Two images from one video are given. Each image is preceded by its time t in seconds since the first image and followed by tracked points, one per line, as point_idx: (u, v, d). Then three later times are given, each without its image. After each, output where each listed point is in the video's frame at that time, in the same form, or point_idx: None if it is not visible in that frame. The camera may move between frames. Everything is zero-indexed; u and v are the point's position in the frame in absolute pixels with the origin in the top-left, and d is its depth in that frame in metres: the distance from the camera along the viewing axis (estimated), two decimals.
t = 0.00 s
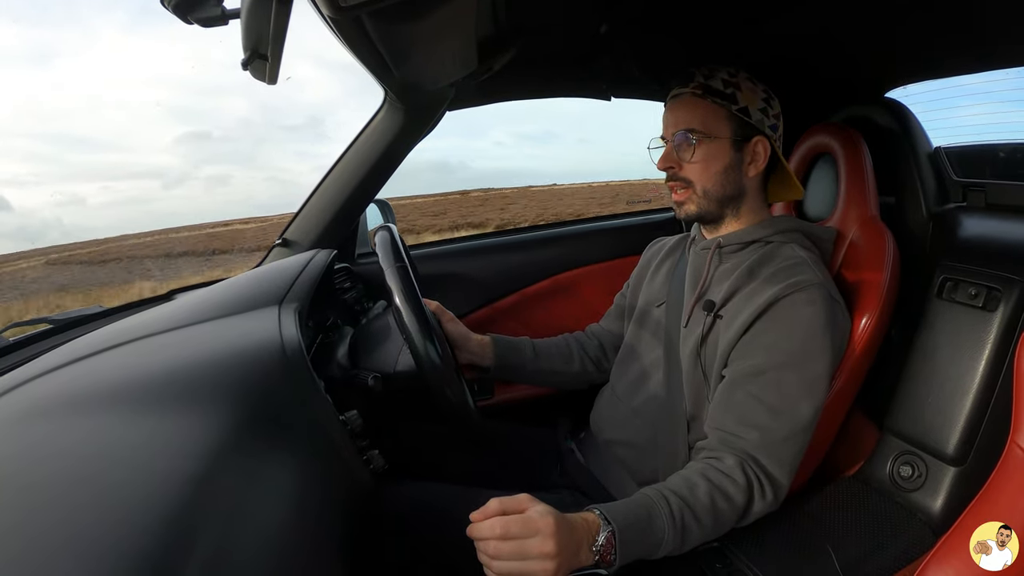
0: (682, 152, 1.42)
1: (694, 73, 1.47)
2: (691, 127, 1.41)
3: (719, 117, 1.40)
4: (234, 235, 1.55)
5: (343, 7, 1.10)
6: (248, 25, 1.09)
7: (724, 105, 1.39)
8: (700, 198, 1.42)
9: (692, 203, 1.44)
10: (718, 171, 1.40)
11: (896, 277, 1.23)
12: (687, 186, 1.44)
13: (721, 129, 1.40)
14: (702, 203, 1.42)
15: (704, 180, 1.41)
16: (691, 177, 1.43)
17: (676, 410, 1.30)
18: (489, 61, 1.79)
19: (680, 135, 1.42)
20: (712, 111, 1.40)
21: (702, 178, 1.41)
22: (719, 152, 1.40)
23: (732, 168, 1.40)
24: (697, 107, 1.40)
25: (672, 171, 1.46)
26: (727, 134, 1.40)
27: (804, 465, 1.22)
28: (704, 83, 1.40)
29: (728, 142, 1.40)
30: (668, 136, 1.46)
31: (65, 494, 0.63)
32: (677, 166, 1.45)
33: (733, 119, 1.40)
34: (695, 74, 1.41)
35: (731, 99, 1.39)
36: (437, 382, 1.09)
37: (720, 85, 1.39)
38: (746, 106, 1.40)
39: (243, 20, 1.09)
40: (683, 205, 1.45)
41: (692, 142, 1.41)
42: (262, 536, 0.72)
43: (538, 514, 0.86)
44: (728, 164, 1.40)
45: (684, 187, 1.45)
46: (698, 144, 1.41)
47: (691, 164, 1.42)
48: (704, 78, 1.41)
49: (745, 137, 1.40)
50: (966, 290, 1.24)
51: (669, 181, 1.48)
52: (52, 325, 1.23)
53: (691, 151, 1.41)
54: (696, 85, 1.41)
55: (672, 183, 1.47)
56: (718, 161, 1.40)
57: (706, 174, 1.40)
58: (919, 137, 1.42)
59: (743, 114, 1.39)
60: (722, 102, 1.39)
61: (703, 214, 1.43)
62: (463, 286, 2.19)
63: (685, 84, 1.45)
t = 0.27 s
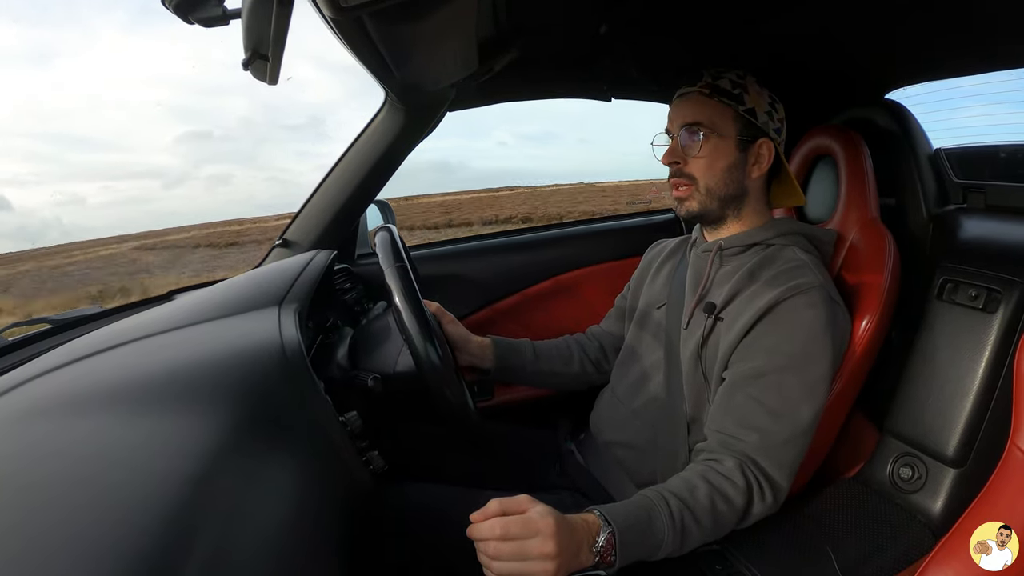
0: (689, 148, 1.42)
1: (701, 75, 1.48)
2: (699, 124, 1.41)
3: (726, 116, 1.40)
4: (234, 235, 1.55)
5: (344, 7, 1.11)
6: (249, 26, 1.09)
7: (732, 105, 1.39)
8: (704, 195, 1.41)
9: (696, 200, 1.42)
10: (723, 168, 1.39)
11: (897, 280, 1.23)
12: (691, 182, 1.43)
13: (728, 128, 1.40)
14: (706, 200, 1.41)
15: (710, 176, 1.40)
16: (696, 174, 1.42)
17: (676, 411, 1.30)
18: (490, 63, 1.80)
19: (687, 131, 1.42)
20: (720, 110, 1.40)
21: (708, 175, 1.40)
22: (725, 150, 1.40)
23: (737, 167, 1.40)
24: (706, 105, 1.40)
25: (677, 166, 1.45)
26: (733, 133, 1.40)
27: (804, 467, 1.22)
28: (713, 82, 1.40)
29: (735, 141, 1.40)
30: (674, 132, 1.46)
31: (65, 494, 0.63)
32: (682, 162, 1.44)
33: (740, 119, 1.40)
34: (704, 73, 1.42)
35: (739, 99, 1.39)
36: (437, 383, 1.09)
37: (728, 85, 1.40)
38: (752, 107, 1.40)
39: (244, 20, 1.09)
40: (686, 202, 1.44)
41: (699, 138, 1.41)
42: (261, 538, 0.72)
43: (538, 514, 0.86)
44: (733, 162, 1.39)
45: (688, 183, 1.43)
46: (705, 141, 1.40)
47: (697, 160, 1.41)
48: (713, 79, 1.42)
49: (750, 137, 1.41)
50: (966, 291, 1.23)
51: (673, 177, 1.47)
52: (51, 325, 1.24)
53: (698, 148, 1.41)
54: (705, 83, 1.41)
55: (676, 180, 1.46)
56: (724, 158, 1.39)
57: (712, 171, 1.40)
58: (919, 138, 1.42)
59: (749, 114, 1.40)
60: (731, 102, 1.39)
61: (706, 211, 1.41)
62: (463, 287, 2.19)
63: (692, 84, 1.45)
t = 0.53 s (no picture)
0: (726, 154, 1.39)
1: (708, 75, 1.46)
2: (733, 130, 1.39)
3: (753, 121, 1.41)
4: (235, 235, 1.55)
5: (344, 7, 1.11)
6: (249, 25, 1.09)
7: (758, 110, 1.41)
8: (744, 201, 1.40)
9: (737, 207, 1.40)
10: (757, 174, 1.41)
11: (896, 278, 1.23)
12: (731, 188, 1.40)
13: (755, 133, 1.41)
14: (745, 206, 1.40)
15: (748, 182, 1.40)
16: (737, 181, 1.39)
17: (676, 411, 1.30)
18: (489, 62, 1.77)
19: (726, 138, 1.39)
20: (748, 115, 1.41)
21: (747, 181, 1.40)
22: (756, 155, 1.41)
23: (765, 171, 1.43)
24: (738, 110, 1.40)
25: (716, 174, 1.40)
26: (760, 138, 1.42)
27: (803, 466, 1.22)
28: (741, 86, 1.39)
29: (762, 146, 1.42)
30: (708, 139, 1.41)
31: (66, 494, 0.63)
32: (722, 170, 1.40)
33: (762, 124, 1.43)
34: (731, 76, 1.40)
35: (761, 104, 1.42)
36: (437, 383, 1.09)
37: (752, 89, 1.41)
38: (768, 112, 1.44)
39: (244, 20, 1.09)
40: (728, 210, 1.40)
41: (736, 144, 1.39)
42: (260, 537, 0.72)
43: (539, 514, 0.86)
44: (762, 167, 1.42)
45: (728, 191, 1.40)
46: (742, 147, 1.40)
47: (737, 166, 1.39)
48: (737, 82, 1.40)
49: (770, 142, 1.45)
50: (966, 291, 1.24)
51: (705, 184, 1.42)
52: (51, 325, 1.23)
53: (737, 154, 1.39)
54: (733, 88, 1.39)
55: (713, 188, 1.41)
56: (756, 164, 1.41)
57: (750, 177, 1.40)
58: (917, 134, 1.42)
59: (768, 119, 1.43)
60: (757, 107, 1.41)
61: (745, 217, 1.41)
62: (462, 286, 2.20)
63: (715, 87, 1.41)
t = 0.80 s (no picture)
0: (722, 149, 1.39)
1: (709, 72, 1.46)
2: (730, 127, 1.39)
3: (752, 118, 1.41)
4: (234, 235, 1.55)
5: (343, 6, 1.11)
6: (247, 25, 1.09)
7: (756, 107, 1.40)
8: (740, 198, 1.39)
9: (733, 204, 1.40)
10: (755, 171, 1.40)
11: (896, 277, 1.23)
12: (725, 183, 1.39)
13: (752, 129, 1.41)
14: (742, 203, 1.40)
15: (745, 179, 1.39)
16: (733, 177, 1.39)
17: (676, 410, 1.30)
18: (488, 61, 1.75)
19: (723, 134, 1.39)
20: (748, 112, 1.40)
21: (744, 178, 1.39)
22: (754, 152, 1.40)
23: (763, 168, 1.42)
24: (736, 107, 1.39)
25: (712, 170, 1.40)
26: (758, 135, 1.42)
27: (803, 465, 1.22)
28: (740, 83, 1.39)
29: (761, 143, 1.42)
30: (704, 135, 1.41)
31: (65, 494, 0.63)
32: (717, 166, 1.40)
33: (761, 121, 1.42)
34: (730, 73, 1.39)
35: (761, 101, 1.41)
36: (436, 382, 1.09)
37: (752, 86, 1.40)
38: (769, 109, 1.43)
39: (243, 19, 1.09)
40: (722, 206, 1.40)
41: (733, 141, 1.39)
42: (259, 537, 0.72)
43: (538, 514, 0.86)
44: (760, 164, 1.41)
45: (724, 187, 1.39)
46: (739, 144, 1.39)
47: (733, 163, 1.39)
48: (737, 78, 1.40)
49: (769, 139, 1.44)
50: (965, 290, 1.24)
51: (700, 178, 1.41)
52: (51, 325, 1.22)
53: (733, 151, 1.39)
54: (732, 83, 1.39)
55: (709, 183, 1.40)
56: (754, 161, 1.40)
57: (747, 174, 1.39)
58: (917, 133, 1.42)
59: (768, 117, 1.43)
60: (756, 103, 1.40)
61: (741, 214, 1.40)
62: (462, 286, 2.20)
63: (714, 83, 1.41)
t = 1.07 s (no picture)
0: (683, 155, 1.43)
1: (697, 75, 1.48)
2: (692, 131, 1.42)
3: (720, 122, 1.40)
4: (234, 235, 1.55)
5: (343, 6, 1.11)
6: (247, 24, 1.09)
7: (725, 110, 1.39)
8: (699, 202, 1.43)
9: (692, 207, 1.44)
10: (717, 175, 1.40)
11: (895, 279, 1.23)
12: (686, 188, 1.45)
13: (721, 133, 1.40)
14: (702, 206, 1.43)
15: (705, 183, 1.42)
16: (691, 181, 1.43)
17: (675, 411, 1.30)
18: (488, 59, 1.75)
19: (681, 139, 1.43)
20: (714, 116, 1.40)
21: (703, 182, 1.41)
22: (718, 156, 1.40)
23: (731, 172, 1.40)
24: (699, 112, 1.41)
25: (672, 173, 1.47)
26: (728, 138, 1.40)
27: (802, 467, 1.22)
28: (706, 87, 1.40)
29: (730, 146, 1.40)
30: (668, 139, 1.47)
31: (63, 493, 0.63)
32: (677, 169, 1.45)
33: (735, 123, 1.40)
34: (697, 78, 1.42)
35: (733, 103, 1.39)
36: (436, 382, 1.09)
37: (722, 89, 1.40)
38: (748, 110, 1.40)
39: (243, 19, 1.09)
40: (683, 208, 1.46)
41: (692, 145, 1.42)
42: (258, 536, 0.72)
43: (536, 514, 0.86)
44: (726, 168, 1.40)
45: (684, 190, 1.45)
46: (698, 148, 1.41)
47: (691, 167, 1.42)
48: (706, 82, 1.41)
49: (746, 142, 1.41)
50: (965, 291, 1.24)
51: (667, 183, 1.49)
52: (51, 323, 1.20)
53: (692, 155, 1.42)
54: (698, 89, 1.41)
55: (672, 186, 1.48)
56: (718, 165, 1.40)
57: (706, 178, 1.41)
58: (918, 134, 1.42)
59: (744, 118, 1.40)
60: (724, 107, 1.39)
61: (702, 217, 1.43)
62: (462, 286, 2.19)
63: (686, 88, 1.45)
